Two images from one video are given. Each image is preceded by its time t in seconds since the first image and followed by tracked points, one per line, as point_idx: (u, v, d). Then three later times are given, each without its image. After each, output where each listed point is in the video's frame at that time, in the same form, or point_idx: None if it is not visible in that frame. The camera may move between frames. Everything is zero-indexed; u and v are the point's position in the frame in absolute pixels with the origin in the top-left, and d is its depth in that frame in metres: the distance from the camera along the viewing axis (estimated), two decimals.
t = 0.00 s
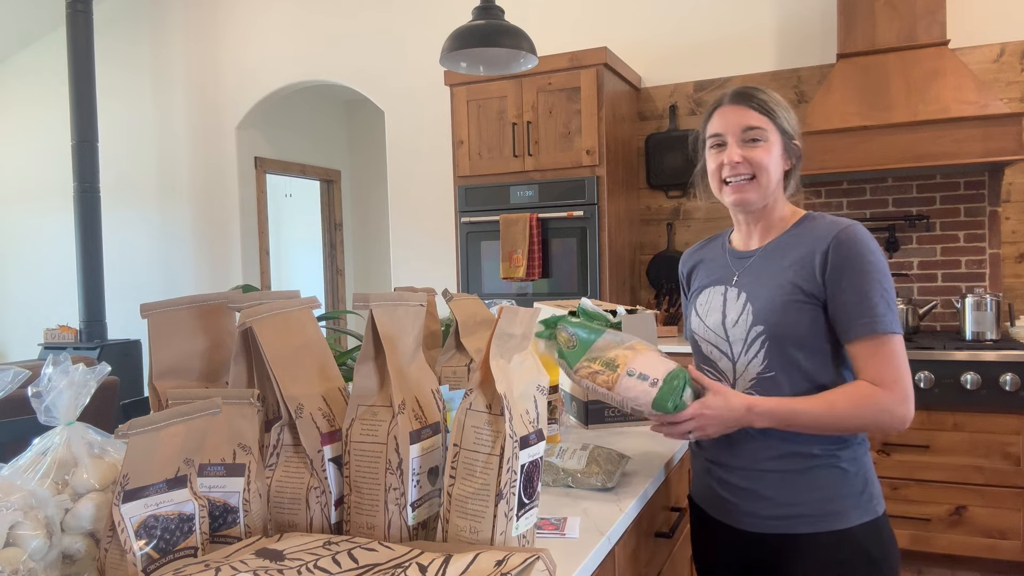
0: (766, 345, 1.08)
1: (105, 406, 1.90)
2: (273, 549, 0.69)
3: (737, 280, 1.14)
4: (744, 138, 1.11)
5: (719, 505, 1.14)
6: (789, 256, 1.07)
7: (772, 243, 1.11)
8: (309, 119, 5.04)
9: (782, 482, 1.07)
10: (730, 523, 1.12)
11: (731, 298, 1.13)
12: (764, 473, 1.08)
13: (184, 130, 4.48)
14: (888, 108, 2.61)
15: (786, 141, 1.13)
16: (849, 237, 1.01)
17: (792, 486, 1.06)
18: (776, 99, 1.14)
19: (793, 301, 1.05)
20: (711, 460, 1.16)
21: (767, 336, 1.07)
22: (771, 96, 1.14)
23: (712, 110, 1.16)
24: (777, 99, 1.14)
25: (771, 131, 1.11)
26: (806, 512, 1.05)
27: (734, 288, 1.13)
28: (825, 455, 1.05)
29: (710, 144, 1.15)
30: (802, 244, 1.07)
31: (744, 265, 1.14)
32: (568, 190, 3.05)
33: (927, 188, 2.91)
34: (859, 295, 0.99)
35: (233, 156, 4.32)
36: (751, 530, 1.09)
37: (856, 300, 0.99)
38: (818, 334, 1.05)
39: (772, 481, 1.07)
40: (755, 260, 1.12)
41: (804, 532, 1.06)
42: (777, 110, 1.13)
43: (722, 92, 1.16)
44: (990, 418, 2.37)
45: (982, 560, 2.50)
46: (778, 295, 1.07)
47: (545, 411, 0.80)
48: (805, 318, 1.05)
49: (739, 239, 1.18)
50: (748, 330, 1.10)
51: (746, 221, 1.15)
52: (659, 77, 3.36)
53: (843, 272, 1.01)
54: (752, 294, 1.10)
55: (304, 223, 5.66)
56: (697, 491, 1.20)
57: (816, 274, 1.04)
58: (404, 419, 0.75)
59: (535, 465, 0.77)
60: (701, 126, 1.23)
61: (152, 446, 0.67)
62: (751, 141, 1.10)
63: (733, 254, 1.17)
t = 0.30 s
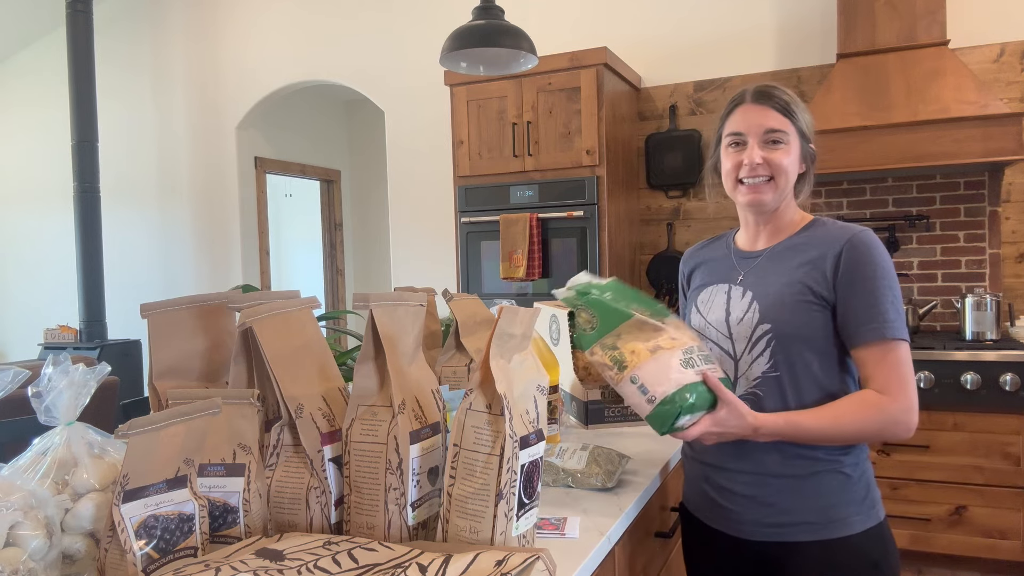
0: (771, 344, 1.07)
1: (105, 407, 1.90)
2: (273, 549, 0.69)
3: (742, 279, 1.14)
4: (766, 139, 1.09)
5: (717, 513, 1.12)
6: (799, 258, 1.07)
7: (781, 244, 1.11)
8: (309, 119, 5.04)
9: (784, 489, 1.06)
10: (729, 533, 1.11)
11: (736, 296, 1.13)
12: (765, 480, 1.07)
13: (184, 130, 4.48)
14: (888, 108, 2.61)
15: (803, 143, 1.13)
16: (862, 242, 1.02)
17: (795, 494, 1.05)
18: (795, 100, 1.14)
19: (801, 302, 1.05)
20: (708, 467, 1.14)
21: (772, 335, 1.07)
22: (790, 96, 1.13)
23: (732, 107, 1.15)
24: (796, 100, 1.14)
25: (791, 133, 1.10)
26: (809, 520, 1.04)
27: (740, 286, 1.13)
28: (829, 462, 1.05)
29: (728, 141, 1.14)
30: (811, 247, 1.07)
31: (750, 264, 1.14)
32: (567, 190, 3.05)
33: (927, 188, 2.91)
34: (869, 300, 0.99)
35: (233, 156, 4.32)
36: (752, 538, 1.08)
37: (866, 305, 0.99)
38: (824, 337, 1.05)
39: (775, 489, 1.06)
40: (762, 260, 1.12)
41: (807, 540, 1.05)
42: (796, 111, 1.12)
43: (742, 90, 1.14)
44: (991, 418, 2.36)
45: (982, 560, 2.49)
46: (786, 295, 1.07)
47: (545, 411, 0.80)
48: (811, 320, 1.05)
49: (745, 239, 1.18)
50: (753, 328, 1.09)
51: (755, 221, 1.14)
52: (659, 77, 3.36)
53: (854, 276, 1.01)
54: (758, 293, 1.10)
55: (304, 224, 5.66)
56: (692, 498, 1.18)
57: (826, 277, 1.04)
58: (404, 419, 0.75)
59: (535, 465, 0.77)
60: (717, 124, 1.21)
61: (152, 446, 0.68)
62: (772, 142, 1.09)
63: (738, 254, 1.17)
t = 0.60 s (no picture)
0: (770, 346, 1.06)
1: (105, 407, 1.89)
2: (273, 549, 0.69)
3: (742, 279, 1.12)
4: (779, 139, 1.06)
5: (711, 511, 1.12)
6: (801, 260, 1.06)
7: (783, 246, 1.09)
8: (309, 120, 5.04)
9: (779, 487, 1.05)
10: (723, 531, 1.10)
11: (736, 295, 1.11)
12: (760, 478, 1.06)
13: (184, 130, 4.48)
14: (888, 109, 2.61)
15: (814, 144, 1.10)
16: (865, 247, 1.01)
17: (789, 493, 1.05)
18: (807, 99, 1.10)
19: (802, 304, 1.04)
20: (702, 466, 1.14)
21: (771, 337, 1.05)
22: (803, 95, 1.10)
23: (744, 105, 1.11)
24: (808, 99, 1.10)
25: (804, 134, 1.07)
26: (803, 519, 1.04)
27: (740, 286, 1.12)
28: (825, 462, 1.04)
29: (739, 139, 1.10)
30: (814, 250, 1.05)
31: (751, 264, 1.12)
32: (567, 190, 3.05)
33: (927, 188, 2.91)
34: (871, 306, 0.97)
35: (233, 156, 4.32)
36: (746, 537, 1.07)
37: (868, 311, 0.97)
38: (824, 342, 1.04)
39: (770, 488, 1.06)
40: (763, 261, 1.11)
41: (800, 539, 1.04)
42: (809, 111, 1.09)
43: (755, 87, 1.11)
44: (990, 418, 2.36)
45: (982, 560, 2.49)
46: (787, 296, 1.05)
47: (545, 411, 0.80)
48: (812, 323, 1.03)
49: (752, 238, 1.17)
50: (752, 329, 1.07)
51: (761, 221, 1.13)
52: (659, 77, 3.36)
53: (856, 281, 0.99)
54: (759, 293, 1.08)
55: (304, 224, 5.66)
56: (685, 496, 1.17)
57: (828, 280, 1.03)
58: (404, 419, 0.75)
59: (535, 465, 0.77)
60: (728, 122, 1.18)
61: (151, 446, 0.67)
62: (785, 143, 1.06)
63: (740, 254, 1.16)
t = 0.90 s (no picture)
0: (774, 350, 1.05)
1: (105, 407, 1.89)
2: (273, 549, 0.69)
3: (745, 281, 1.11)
4: (782, 141, 1.05)
5: (705, 507, 1.12)
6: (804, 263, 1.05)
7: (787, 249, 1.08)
8: (309, 120, 5.05)
9: (774, 486, 1.05)
10: (717, 528, 1.10)
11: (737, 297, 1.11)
12: (756, 476, 1.06)
13: (184, 130, 4.48)
14: (888, 109, 2.61)
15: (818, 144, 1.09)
16: (872, 254, 1.00)
17: (784, 493, 1.04)
18: (809, 98, 1.10)
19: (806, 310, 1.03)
20: (697, 463, 1.13)
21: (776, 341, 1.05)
22: (804, 95, 1.09)
23: (746, 107, 1.10)
24: (810, 99, 1.09)
25: (807, 135, 1.06)
26: (798, 518, 1.04)
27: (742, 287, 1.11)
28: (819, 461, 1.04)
29: (742, 141, 1.09)
30: (818, 254, 1.05)
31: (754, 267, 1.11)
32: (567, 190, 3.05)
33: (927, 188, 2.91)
34: (875, 311, 0.97)
35: (233, 156, 4.32)
36: (740, 534, 1.07)
37: (872, 315, 0.96)
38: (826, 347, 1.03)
39: (765, 487, 1.05)
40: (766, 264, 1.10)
41: (794, 538, 1.04)
42: (811, 111, 1.08)
43: (756, 89, 1.10)
44: (990, 418, 2.36)
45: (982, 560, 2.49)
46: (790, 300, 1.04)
47: (546, 411, 0.80)
48: (814, 328, 1.03)
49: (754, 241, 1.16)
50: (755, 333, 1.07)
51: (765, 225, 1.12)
52: (659, 77, 3.36)
53: (861, 286, 0.99)
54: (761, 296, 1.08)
55: (304, 224, 5.66)
56: (679, 493, 1.17)
57: (832, 285, 1.02)
58: (404, 419, 0.75)
59: (535, 465, 0.77)
60: (729, 123, 1.17)
61: (151, 446, 0.67)
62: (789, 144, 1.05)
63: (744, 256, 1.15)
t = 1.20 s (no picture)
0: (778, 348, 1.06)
1: (105, 406, 1.89)
2: (273, 549, 0.69)
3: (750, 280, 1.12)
4: (782, 142, 1.04)
5: (711, 509, 1.12)
6: (808, 260, 1.06)
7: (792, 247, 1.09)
8: (309, 120, 5.05)
9: (780, 487, 1.05)
10: (722, 530, 1.10)
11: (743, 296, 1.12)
12: (762, 478, 1.06)
13: (184, 130, 4.48)
14: (888, 109, 2.61)
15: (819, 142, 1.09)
16: (875, 248, 1.00)
17: (791, 494, 1.04)
18: (808, 95, 1.09)
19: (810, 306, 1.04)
20: (705, 463, 1.14)
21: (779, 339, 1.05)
22: (803, 92, 1.08)
23: (745, 106, 1.10)
24: (810, 96, 1.09)
25: (808, 133, 1.05)
26: (805, 520, 1.04)
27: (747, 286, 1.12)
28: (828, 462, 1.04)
29: (742, 142, 1.08)
30: (821, 250, 1.05)
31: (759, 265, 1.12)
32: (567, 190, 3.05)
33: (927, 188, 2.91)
34: (876, 304, 0.96)
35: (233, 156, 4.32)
36: (746, 536, 1.07)
37: (873, 308, 0.96)
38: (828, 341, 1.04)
39: (771, 488, 1.05)
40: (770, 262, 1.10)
41: (801, 540, 1.04)
42: (811, 109, 1.07)
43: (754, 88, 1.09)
44: (990, 418, 2.36)
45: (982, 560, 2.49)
46: (794, 298, 1.05)
47: (545, 411, 0.80)
48: (817, 324, 1.04)
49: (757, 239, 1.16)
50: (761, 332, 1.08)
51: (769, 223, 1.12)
52: (659, 77, 3.36)
53: (863, 281, 0.99)
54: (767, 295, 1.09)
55: (304, 224, 5.66)
56: (686, 494, 1.17)
57: (835, 280, 1.02)
58: (404, 419, 0.75)
59: (535, 465, 0.77)
60: (729, 121, 1.16)
61: (151, 446, 0.67)
62: (789, 144, 1.04)
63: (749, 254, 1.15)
